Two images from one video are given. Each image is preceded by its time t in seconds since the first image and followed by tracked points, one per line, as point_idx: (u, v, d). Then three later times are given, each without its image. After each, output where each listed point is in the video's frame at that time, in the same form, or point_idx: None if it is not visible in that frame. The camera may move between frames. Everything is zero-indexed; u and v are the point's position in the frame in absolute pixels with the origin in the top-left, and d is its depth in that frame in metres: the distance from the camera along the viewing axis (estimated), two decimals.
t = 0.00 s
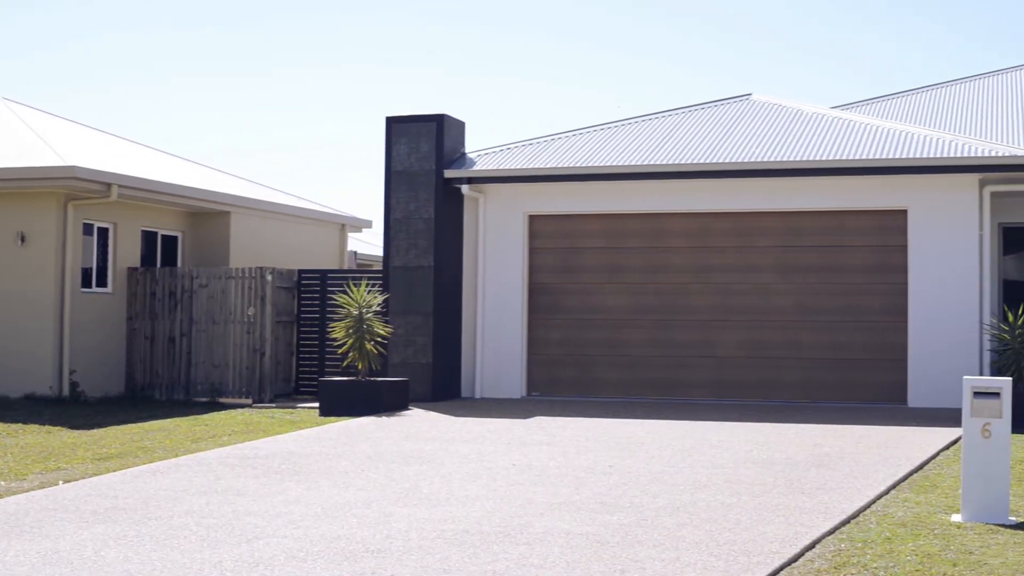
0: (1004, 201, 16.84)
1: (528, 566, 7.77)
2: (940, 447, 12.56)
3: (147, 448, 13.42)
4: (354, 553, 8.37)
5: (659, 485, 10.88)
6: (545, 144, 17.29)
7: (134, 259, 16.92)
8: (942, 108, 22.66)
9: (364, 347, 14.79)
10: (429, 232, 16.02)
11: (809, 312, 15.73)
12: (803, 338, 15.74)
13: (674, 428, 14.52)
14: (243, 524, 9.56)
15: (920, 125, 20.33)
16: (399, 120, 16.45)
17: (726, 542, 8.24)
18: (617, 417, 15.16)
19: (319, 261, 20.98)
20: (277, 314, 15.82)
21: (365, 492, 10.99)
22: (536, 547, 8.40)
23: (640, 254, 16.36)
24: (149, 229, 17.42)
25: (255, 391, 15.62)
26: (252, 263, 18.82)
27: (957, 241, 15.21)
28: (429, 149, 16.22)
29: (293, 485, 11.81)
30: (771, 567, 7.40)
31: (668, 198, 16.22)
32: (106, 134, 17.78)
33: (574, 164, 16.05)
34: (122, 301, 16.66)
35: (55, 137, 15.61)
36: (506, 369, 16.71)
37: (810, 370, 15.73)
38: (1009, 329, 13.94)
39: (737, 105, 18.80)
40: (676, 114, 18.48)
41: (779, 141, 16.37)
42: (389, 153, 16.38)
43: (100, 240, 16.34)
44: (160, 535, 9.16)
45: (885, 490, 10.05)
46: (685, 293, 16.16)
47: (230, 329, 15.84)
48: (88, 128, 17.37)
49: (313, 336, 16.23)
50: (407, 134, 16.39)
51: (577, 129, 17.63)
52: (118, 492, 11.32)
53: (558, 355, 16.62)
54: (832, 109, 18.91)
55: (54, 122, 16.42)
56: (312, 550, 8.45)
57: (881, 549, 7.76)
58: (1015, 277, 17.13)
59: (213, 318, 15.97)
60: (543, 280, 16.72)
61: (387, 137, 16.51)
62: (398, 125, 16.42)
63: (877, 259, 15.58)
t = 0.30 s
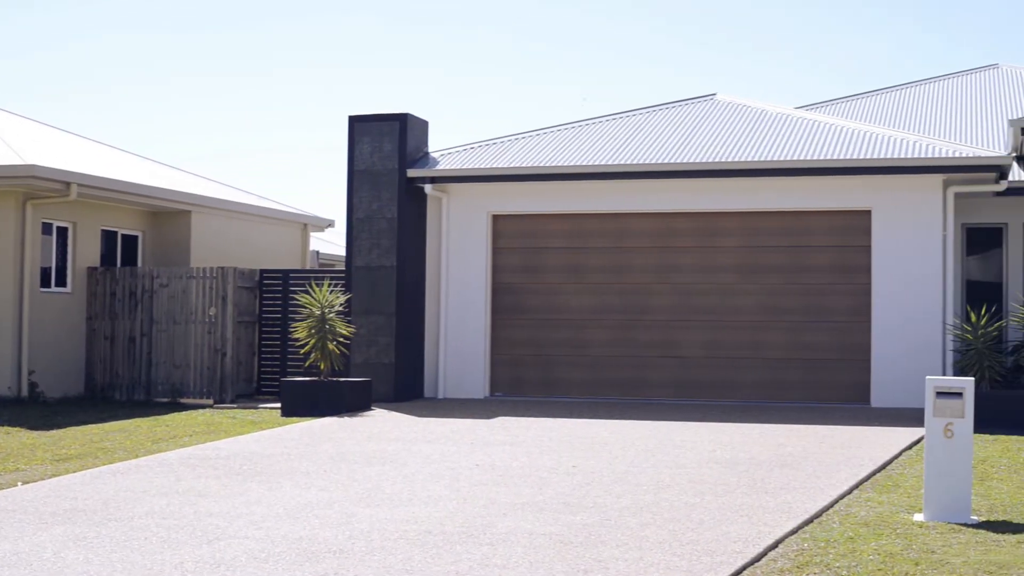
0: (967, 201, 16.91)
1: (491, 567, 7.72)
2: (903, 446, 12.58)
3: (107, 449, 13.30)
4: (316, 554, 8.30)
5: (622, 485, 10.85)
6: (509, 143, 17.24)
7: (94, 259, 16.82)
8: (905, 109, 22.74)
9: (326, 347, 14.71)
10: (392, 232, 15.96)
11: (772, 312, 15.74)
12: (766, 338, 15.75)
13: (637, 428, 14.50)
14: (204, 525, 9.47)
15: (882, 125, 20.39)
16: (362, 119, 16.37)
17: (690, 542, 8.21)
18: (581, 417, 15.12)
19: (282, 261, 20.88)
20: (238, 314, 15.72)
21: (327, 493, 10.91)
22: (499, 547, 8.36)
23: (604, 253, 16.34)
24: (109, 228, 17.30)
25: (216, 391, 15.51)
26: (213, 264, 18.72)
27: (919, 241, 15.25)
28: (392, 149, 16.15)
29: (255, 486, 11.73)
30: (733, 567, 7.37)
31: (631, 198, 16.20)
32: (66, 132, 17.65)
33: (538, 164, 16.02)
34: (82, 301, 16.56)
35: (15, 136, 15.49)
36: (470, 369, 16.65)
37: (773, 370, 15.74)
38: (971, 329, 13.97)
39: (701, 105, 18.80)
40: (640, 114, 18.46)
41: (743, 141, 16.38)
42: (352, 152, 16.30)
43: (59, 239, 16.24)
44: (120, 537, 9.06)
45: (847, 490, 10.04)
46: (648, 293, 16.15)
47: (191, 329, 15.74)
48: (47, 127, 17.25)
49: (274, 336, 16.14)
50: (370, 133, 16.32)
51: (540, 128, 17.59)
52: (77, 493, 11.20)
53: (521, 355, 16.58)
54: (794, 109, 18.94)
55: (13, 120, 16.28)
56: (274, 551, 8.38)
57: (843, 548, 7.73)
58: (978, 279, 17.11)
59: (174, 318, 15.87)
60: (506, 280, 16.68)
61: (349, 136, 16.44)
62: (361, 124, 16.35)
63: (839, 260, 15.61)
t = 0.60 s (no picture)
0: (931, 201, 16.97)
1: (456, 568, 7.65)
2: (867, 446, 12.58)
3: (68, 450, 13.17)
4: (279, 555, 8.22)
5: (588, 485, 10.80)
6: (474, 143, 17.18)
7: (54, 258, 16.71)
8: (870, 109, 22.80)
9: (290, 347, 14.63)
10: (357, 231, 15.89)
11: (738, 312, 15.73)
12: (731, 338, 15.74)
13: (603, 428, 14.45)
14: (166, 526, 9.37)
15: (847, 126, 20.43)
16: (326, 118, 16.28)
17: (655, 542, 8.17)
18: (546, 417, 15.07)
19: (245, 262, 20.77)
20: (202, 314, 15.57)
21: (291, 494, 10.82)
22: (464, 548, 8.30)
23: (569, 253, 16.31)
24: (70, 228, 17.18)
25: (179, 392, 15.42)
26: (176, 264, 18.60)
27: (884, 241, 15.27)
28: (357, 148, 16.07)
29: (218, 487, 11.62)
30: (698, 567, 7.33)
31: (597, 198, 16.16)
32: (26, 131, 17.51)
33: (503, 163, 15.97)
34: (42, 301, 16.45)
35: None
36: (434, 369, 16.58)
37: (738, 370, 15.73)
38: (935, 329, 13.99)
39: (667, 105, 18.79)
40: (606, 114, 18.42)
41: (708, 141, 16.36)
42: (316, 151, 16.22)
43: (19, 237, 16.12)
44: (81, 539, 8.95)
45: (812, 490, 10.02)
46: (614, 293, 16.12)
47: (153, 330, 15.63)
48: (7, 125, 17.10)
49: (237, 337, 16.04)
50: (334, 132, 16.24)
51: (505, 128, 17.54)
52: (38, 494, 11.07)
53: (486, 355, 16.52)
54: (759, 109, 18.95)
55: None
56: (237, 553, 8.29)
57: (808, 548, 7.70)
58: (942, 279, 17.13)
59: (136, 318, 15.76)
60: (471, 279, 16.62)
61: (314, 134, 16.35)
62: (325, 123, 16.26)
63: (804, 260, 15.61)
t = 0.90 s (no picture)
0: (892, 202, 17.05)
1: (417, 569, 7.60)
2: (828, 446, 12.59)
3: (24, 451, 13.04)
4: (239, 557, 8.15)
5: (549, 486, 10.77)
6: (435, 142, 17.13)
7: (11, 257, 16.56)
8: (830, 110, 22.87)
9: (249, 347, 14.55)
10: (317, 231, 15.81)
11: (699, 313, 15.74)
12: (692, 338, 15.74)
13: (564, 429, 14.43)
14: (124, 528, 9.28)
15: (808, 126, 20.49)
16: (285, 117, 16.20)
17: (616, 543, 8.14)
18: (507, 417, 15.03)
19: (205, 261, 20.66)
20: (159, 313, 15.52)
21: (250, 495, 10.75)
22: (425, 549, 8.25)
23: (531, 253, 16.28)
24: (27, 227, 17.04)
25: (137, 392, 15.35)
26: (135, 263, 18.49)
27: (844, 242, 15.30)
28: (317, 147, 16.00)
29: (176, 489, 11.53)
30: (659, 567, 7.30)
31: (559, 198, 16.14)
32: None
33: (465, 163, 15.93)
34: None
35: None
36: (395, 369, 16.52)
37: (699, 370, 15.73)
38: (895, 329, 14.02)
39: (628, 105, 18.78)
40: (569, 114, 18.41)
41: (669, 141, 16.37)
42: (276, 150, 16.13)
43: None
44: (37, 541, 8.86)
45: (773, 489, 10.01)
46: (575, 293, 16.10)
47: (111, 330, 15.52)
48: None
49: (196, 337, 15.97)
50: (294, 131, 16.16)
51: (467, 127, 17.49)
52: None
53: (447, 355, 16.48)
54: (720, 109, 18.97)
55: None
56: (196, 555, 8.22)
57: (769, 548, 7.68)
58: (902, 279, 17.23)
59: (93, 318, 15.64)
60: (432, 279, 16.57)
61: (273, 133, 16.26)
62: (285, 122, 16.18)
63: (765, 260, 15.63)
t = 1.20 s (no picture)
0: (857, 202, 17.11)
1: (383, 569, 7.58)
2: (793, 446, 12.61)
3: None
4: (204, 558, 8.11)
5: (515, 486, 10.76)
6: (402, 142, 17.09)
7: None
8: (796, 111, 22.94)
9: (215, 348, 14.49)
10: (283, 231, 15.76)
11: (665, 313, 15.75)
12: (659, 338, 15.76)
13: (530, 429, 14.42)
14: (88, 530, 9.22)
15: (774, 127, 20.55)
16: (251, 116, 16.14)
17: (583, 542, 8.14)
18: (474, 417, 15.01)
19: (170, 261, 20.57)
20: (123, 313, 15.47)
21: (215, 496, 10.70)
22: (391, 549, 8.23)
23: (498, 253, 16.26)
24: None
25: (102, 393, 15.30)
26: (100, 263, 18.39)
27: (809, 242, 15.35)
28: (283, 146, 15.95)
29: (141, 490, 11.47)
30: (625, 567, 7.30)
31: (525, 198, 16.13)
32: None
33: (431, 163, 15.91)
34: None
35: None
36: (361, 369, 16.48)
37: (666, 370, 15.75)
38: (860, 329, 14.06)
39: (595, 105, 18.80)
40: (535, 114, 18.41)
41: (636, 141, 16.39)
42: (241, 149, 16.07)
43: None
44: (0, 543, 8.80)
45: (738, 489, 10.02)
46: (542, 293, 16.10)
47: (74, 330, 15.45)
48: None
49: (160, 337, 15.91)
50: (261, 131, 16.10)
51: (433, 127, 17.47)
52: None
53: (414, 355, 16.45)
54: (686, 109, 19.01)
55: None
56: (161, 556, 8.18)
57: (734, 548, 7.68)
58: (867, 279, 17.29)
59: (57, 318, 15.55)
60: (399, 279, 16.54)
61: (239, 133, 16.20)
62: (251, 121, 16.12)
63: (732, 261, 15.66)
